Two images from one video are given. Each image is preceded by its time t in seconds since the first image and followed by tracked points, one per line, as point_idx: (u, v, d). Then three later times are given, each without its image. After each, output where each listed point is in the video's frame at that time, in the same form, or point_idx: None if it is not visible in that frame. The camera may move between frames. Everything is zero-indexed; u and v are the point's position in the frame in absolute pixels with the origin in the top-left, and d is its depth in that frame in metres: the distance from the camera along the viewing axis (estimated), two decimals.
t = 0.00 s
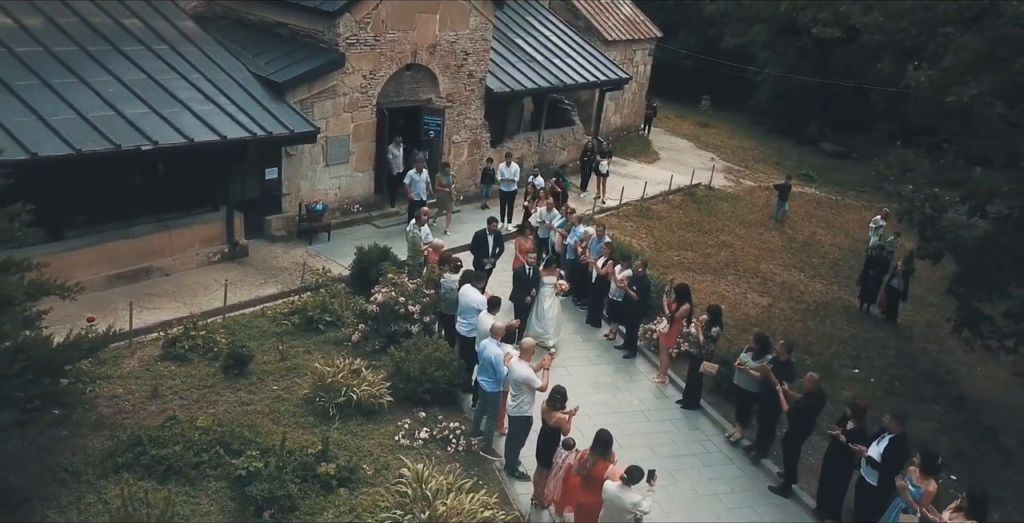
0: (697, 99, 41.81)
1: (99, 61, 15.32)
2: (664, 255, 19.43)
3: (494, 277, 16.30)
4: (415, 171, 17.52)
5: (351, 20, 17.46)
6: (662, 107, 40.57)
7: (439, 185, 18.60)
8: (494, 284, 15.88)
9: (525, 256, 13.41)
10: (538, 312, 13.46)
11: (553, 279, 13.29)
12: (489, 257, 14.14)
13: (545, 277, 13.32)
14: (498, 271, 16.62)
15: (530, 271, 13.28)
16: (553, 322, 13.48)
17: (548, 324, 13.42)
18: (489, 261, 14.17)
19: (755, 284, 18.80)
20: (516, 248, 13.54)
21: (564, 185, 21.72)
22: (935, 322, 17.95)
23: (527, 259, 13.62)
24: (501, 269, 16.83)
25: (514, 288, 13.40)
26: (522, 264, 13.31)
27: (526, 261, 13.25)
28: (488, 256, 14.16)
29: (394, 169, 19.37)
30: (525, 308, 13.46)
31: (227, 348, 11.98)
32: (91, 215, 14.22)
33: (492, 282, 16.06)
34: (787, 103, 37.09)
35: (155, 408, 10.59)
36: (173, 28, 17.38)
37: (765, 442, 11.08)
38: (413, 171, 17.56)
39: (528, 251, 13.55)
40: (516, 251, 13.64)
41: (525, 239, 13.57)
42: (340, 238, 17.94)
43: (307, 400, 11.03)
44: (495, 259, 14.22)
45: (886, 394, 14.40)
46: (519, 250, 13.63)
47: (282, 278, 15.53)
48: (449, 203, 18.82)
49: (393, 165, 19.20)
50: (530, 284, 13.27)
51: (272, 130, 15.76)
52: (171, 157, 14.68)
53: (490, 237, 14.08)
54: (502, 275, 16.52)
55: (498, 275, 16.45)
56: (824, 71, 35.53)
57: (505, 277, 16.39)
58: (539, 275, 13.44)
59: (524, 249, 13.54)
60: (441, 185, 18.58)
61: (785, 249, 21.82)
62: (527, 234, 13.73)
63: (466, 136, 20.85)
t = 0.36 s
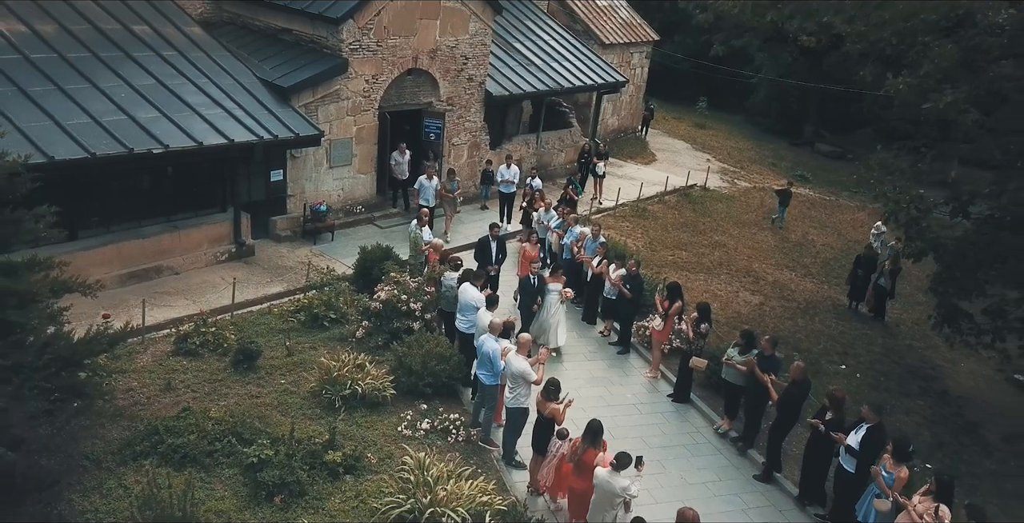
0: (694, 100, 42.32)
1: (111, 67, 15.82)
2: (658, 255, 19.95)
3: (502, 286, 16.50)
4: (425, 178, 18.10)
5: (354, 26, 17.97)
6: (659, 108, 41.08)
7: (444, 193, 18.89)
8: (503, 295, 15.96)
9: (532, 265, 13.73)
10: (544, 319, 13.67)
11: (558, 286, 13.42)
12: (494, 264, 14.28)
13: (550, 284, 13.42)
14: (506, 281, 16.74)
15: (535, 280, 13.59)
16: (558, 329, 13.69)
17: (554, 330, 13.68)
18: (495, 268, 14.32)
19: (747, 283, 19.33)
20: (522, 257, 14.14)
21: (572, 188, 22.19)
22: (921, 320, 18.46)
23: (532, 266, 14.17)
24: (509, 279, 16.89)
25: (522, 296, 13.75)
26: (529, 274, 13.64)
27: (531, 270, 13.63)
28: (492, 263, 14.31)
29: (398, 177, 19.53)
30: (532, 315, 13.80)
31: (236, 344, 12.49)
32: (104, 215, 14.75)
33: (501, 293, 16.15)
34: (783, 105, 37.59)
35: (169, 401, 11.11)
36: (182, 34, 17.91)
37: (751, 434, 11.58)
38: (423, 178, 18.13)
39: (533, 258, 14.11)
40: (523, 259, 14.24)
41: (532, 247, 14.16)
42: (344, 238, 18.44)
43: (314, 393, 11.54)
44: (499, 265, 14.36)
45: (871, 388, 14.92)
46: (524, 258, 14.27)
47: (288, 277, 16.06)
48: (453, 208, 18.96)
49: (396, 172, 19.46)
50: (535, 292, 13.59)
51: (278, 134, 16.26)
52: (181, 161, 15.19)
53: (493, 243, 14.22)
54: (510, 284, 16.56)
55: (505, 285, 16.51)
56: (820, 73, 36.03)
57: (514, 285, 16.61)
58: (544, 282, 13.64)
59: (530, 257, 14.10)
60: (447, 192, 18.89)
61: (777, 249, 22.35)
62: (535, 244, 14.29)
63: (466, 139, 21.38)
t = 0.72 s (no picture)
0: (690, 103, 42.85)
1: (121, 76, 16.37)
2: (652, 257, 20.48)
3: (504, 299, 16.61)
4: (429, 187, 18.54)
5: (356, 35, 18.48)
6: (656, 111, 41.62)
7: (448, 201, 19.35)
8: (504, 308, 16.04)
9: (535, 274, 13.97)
10: (546, 328, 13.89)
11: (562, 296, 13.63)
12: (497, 276, 14.67)
13: (554, 294, 13.62)
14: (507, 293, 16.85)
15: (536, 289, 13.81)
16: (561, 339, 13.91)
17: (559, 339, 13.92)
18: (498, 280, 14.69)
19: (738, 284, 19.87)
20: (525, 267, 14.52)
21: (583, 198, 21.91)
22: (908, 321, 18.99)
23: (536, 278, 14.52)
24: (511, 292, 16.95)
25: (524, 304, 14.00)
26: (531, 282, 13.88)
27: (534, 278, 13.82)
28: (496, 275, 14.68)
29: (404, 189, 19.93)
30: (533, 323, 14.01)
31: (244, 344, 13.02)
32: (115, 220, 15.29)
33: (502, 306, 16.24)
34: (778, 108, 38.11)
35: (181, 398, 11.65)
36: (189, 43, 18.46)
37: (737, 429, 12.11)
38: (427, 187, 18.55)
39: (537, 270, 14.42)
40: (527, 270, 14.57)
41: (537, 258, 14.47)
42: (346, 241, 18.99)
43: (319, 391, 12.07)
44: (502, 277, 14.73)
45: (856, 386, 15.45)
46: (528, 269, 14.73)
47: (293, 279, 16.60)
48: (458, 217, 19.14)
49: (402, 185, 19.75)
50: (537, 300, 13.81)
51: (283, 141, 16.80)
52: (189, 167, 15.73)
53: (496, 255, 14.66)
54: (512, 296, 16.71)
55: (506, 298, 16.57)
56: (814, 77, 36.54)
57: (515, 291, 17.04)
58: (547, 292, 13.83)
59: (533, 268, 14.45)
60: (451, 201, 19.12)
61: (769, 250, 22.89)
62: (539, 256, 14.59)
63: (465, 143, 21.92)
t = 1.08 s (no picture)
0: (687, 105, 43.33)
1: (129, 85, 16.87)
2: (646, 259, 20.97)
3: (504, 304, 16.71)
4: (429, 196, 18.52)
5: (356, 44, 18.95)
6: (654, 113, 42.11)
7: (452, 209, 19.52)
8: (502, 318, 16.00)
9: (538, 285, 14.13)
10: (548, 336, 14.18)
11: (563, 305, 13.91)
12: (499, 283, 14.68)
13: (554, 303, 13.94)
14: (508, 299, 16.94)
15: (539, 299, 13.97)
16: (560, 346, 14.11)
17: (558, 347, 14.14)
18: (500, 288, 14.75)
19: (730, 286, 20.35)
20: (529, 276, 14.87)
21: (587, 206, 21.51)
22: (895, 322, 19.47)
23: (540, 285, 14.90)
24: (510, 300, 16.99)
25: (525, 314, 14.17)
26: (533, 293, 14.06)
27: (537, 289, 13.97)
28: (497, 282, 14.68)
29: (405, 199, 20.00)
30: (534, 333, 14.19)
31: (248, 344, 13.50)
32: (123, 225, 15.77)
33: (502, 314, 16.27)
34: (774, 111, 38.59)
35: (189, 396, 12.13)
36: (195, 52, 18.97)
37: (724, 427, 12.57)
38: (428, 195, 18.55)
39: (540, 278, 14.89)
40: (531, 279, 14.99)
41: (540, 265, 14.90)
42: (347, 244, 19.47)
43: (322, 389, 12.56)
44: (503, 285, 14.77)
45: (841, 386, 15.92)
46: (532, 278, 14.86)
47: (295, 281, 17.08)
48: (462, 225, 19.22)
49: (404, 194, 19.70)
50: (539, 311, 13.99)
51: (286, 147, 17.29)
52: (194, 173, 16.20)
53: (501, 262, 14.66)
54: (513, 303, 16.78)
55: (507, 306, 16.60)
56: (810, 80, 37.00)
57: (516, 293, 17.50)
58: (548, 302, 14.08)
59: (537, 277, 14.87)
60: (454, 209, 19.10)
61: (761, 252, 23.37)
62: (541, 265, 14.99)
63: (464, 148, 22.41)
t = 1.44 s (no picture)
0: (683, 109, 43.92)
1: (136, 93, 17.42)
2: (639, 262, 21.53)
3: (506, 317, 16.72)
4: (434, 207, 18.45)
5: (356, 53, 19.49)
6: (650, 117, 42.66)
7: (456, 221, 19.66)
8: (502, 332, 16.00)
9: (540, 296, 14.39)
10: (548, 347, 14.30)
11: (564, 316, 14.11)
12: (501, 297, 14.75)
13: (555, 315, 14.16)
14: (509, 313, 16.93)
15: (541, 309, 14.17)
16: (561, 356, 14.29)
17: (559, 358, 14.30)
18: (501, 302, 14.81)
19: (720, 288, 20.90)
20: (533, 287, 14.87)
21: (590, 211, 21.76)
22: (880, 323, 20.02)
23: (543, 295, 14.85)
24: (511, 314, 16.97)
25: (526, 324, 14.31)
26: (535, 303, 14.22)
27: (539, 299, 14.21)
28: (499, 296, 14.76)
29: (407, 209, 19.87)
30: (534, 343, 14.37)
31: (252, 345, 14.04)
32: (131, 230, 16.32)
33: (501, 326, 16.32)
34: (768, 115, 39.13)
35: (196, 395, 12.68)
36: (199, 61, 19.53)
37: (708, 424, 13.11)
38: (432, 206, 18.49)
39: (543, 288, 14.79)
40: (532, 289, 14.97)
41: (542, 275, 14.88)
42: (347, 248, 20.02)
43: (323, 388, 13.11)
44: (505, 299, 14.84)
45: (825, 385, 16.47)
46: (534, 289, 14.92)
47: (296, 284, 17.64)
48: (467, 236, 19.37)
49: (404, 206, 19.64)
50: (540, 320, 14.18)
51: (288, 154, 17.84)
52: (200, 180, 16.75)
53: (502, 277, 14.69)
54: (513, 313, 16.95)
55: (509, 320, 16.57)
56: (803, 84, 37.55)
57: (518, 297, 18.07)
58: (549, 312, 14.27)
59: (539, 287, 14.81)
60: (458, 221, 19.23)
61: (752, 255, 23.92)
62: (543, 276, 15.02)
63: (461, 153, 22.98)
